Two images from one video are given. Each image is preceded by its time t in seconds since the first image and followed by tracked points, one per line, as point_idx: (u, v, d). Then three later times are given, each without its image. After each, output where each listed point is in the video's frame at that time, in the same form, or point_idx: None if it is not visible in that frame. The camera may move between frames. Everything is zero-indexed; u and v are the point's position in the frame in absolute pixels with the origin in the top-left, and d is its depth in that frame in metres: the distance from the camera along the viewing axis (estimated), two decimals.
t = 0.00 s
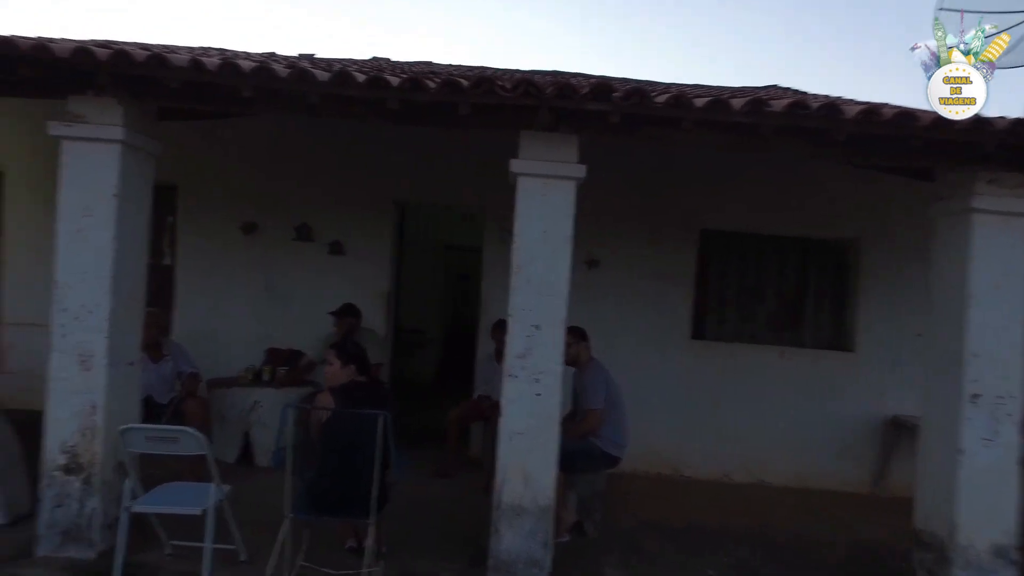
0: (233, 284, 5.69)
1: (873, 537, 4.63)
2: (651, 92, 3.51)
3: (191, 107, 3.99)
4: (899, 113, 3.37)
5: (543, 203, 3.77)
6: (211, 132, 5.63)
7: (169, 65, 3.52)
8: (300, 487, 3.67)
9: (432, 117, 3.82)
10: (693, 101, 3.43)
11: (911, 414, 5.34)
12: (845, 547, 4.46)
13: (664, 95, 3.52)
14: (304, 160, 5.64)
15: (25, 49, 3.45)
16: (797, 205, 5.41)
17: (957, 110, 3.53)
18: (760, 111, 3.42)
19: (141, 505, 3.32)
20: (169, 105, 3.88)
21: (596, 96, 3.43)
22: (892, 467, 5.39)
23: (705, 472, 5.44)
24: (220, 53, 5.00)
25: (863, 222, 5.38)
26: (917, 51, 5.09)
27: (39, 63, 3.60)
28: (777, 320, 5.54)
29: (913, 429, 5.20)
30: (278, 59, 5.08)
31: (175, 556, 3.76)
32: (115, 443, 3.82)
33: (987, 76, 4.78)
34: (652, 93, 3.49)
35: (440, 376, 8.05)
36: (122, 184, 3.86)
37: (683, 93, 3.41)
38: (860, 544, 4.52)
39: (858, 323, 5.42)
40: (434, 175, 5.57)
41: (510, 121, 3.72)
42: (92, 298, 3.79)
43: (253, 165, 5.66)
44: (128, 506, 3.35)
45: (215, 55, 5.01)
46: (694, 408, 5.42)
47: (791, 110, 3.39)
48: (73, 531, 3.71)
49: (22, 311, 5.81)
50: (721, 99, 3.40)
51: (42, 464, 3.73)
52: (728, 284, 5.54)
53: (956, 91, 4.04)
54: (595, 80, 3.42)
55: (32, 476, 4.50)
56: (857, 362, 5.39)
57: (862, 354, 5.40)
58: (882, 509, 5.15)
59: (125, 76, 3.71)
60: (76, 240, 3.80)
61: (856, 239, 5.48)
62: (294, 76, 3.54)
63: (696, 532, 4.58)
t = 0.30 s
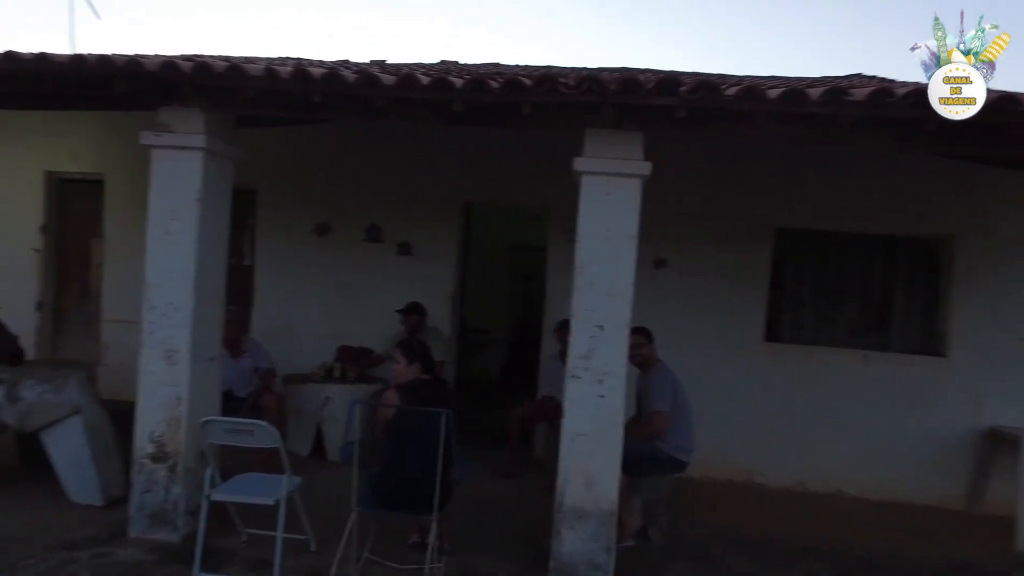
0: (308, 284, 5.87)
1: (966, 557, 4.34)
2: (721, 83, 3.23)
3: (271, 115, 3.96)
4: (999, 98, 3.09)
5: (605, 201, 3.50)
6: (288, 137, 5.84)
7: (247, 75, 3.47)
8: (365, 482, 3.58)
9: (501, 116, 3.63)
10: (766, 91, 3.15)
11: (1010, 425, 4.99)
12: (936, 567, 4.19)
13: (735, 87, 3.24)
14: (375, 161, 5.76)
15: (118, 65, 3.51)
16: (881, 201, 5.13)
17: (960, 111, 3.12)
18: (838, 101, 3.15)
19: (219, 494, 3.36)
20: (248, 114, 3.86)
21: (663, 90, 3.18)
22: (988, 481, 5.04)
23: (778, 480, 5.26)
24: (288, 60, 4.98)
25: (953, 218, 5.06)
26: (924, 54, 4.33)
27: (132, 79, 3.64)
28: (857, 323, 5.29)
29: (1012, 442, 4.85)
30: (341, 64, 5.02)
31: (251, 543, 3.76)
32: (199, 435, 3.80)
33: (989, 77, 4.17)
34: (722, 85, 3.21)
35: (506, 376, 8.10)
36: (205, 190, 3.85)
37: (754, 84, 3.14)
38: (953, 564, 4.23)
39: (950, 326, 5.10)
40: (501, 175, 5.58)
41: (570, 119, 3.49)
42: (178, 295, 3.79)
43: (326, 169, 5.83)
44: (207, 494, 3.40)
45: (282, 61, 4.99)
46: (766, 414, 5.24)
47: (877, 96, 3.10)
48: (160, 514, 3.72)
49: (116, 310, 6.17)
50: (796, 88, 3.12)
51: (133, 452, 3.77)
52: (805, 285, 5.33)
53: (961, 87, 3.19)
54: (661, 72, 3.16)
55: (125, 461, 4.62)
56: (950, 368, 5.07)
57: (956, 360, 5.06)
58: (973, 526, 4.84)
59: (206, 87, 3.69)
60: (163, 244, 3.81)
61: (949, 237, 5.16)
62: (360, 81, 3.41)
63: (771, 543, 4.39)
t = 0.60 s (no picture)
0: (340, 283, 5.96)
1: (1008, 566, 4.19)
2: (752, 79, 3.16)
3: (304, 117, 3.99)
4: None
5: (633, 201, 3.45)
6: (321, 139, 5.93)
7: (280, 79, 3.53)
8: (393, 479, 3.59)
9: (529, 116, 3.59)
10: (798, 87, 3.06)
11: None
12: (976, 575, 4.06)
13: (767, 83, 3.15)
14: (406, 163, 5.83)
15: (159, 71, 3.59)
16: (921, 199, 4.99)
17: (959, 111, 3.02)
18: (874, 94, 3.04)
19: (251, 487, 3.42)
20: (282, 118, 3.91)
21: (692, 87, 3.10)
22: None
23: (812, 484, 5.18)
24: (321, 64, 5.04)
25: (997, 216, 4.90)
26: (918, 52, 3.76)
27: (171, 85, 3.73)
28: (895, 324, 5.18)
29: None
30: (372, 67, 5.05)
31: (282, 536, 3.82)
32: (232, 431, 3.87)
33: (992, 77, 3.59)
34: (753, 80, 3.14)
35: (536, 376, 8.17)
36: (241, 192, 3.92)
37: (785, 79, 3.05)
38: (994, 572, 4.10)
39: (993, 327, 4.95)
40: (531, 175, 5.59)
41: (600, 118, 3.44)
42: (214, 293, 3.86)
43: (359, 169, 5.91)
44: (240, 487, 3.46)
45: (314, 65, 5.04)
46: (800, 415, 5.17)
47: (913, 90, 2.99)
48: (195, 507, 3.81)
49: (157, 309, 6.33)
50: (831, 82, 3.03)
51: (172, 446, 3.88)
52: (841, 284, 5.24)
53: (961, 87, 3.01)
54: (689, 69, 3.10)
55: (164, 455, 4.71)
56: (992, 371, 4.91)
57: (999, 363, 4.91)
58: (1016, 533, 4.68)
59: (242, 91, 3.76)
60: (200, 245, 3.89)
61: (991, 235, 5.01)
62: (390, 82, 3.41)
63: (803, 547, 4.31)
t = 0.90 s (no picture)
0: (353, 281, 6.01)
1: None
2: (763, 73, 3.15)
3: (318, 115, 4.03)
4: None
5: (643, 197, 3.45)
6: (336, 138, 5.99)
7: (294, 77, 3.57)
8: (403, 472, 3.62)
9: (540, 112, 3.60)
10: (809, 81, 3.06)
11: None
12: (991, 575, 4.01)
13: (778, 76, 3.14)
14: (419, 161, 5.87)
15: (175, 70, 3.64)
16: (935, 196, 4.95)
17: (959, 111, 3.03)
18: (886, 87, 3.02)
19: (265, 480, 3.47)
20: (296, 115, 3.95)
21: (702, 82, 3.10)
22: None
23: (825, 482, 5.16)
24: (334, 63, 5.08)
25: (1014, 212, 4.85)
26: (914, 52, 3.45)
27: (186, 84, 3.77)
28: (909, 321, 5.15)
29: None
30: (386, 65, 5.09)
31: (295, 529, 3.86)
32: (246, 426, 3.92)
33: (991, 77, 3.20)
34: (763, 74, 3.13)
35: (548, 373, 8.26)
36: (256, 189, 3.97)
37: (796, 72, 3.04)
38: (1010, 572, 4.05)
39: (1010, 325, 4.90)
40: (543, 173, 5.61)
41: (611, 114, 3.44)
42: (229, 289, 3.91)
43: (373, 167, 5.95)
44: (254, 480, 3.51)
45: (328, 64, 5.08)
46: (812, 413, 5.15)
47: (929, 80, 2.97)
48: (210, 499, 3.86)
49: (174, 306, 6.40)
50: (844, 75, 3.01)
51: (187, 440, 3.93)
52: (854, 281, 5.21)
53: (960, 87, 3.01)
54: (700, 63, 3.10)
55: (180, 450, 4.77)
56: (1009, 369, 4.86)
57: (1016, 361, 4.86)
58: None
59: (256, 90, 3.80)
60: (216, 242, 3.94)
61: (1007, 232, 4.96)
62: (402, 79, 3.43)
63: (815, 544, 4.29)
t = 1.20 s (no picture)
0: (359, 278, 6.03)
1: None
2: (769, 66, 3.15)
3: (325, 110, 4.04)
4: None
5: (649, 191, 3.45)
6: (342, 135, 6.01)
7: (300, 72, 3.57)
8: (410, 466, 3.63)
9: (546, 106, 3.61)
10: (816, 74, 3.06)
11: None
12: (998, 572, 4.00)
13: (784, 69, 3.14)
14: (424, 158, 5.88)
15: (183, 66, 3.65)
16: (942, 192, 4.94)
17: (959, 111, 3.05)
18: (893, 80, 3.02)
19: (271, 473, 3.49)
20: (302, 110, 3.96)
21: (708, 75, 3.11)
22: None
23: (832, 479, 5.15)
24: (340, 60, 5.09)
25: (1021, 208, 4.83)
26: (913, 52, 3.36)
27: (193, 79, 3.79)
28: (916, 318, 5.14)
29: None
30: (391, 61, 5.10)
31: (301, 523, 3.88)
32: (253, 420, 3.93)
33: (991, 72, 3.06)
34: (769, 67, 3.13)
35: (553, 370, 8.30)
36: (262, 185, 3.98)
37: (803, 66, 3.04)
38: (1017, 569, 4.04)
39: (1017, 321, 4.87)
40: (548, 170, 5.62)
41: (616, 107, 3.45)
42: (236, 284, 3.93)
43: (378, 164, 5.97)
44: (261, 473, 3.52)
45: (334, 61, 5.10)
46: (818, 409, 5.14)
47: (933, 77, 2.96)
48: (217, 493, 3.88)
49: (180, 303, 6.43)
50: (851, 67, 3.00)
51: (194, 434, 3.95)
52: (860, 277, 5.20)
53: (960, 88, 3.02)
54: (705, 56, 3.10)
55: (187, 445, 4.79)
56: (1016, 365, 4.84)
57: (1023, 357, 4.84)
58: None
59: (263, 85, 3.81)
60: (223, 237, 3.95)
61: (1014, 228, 4.94)
62: (408, 74, 3.44)
63: (821, 541, 4.28)
